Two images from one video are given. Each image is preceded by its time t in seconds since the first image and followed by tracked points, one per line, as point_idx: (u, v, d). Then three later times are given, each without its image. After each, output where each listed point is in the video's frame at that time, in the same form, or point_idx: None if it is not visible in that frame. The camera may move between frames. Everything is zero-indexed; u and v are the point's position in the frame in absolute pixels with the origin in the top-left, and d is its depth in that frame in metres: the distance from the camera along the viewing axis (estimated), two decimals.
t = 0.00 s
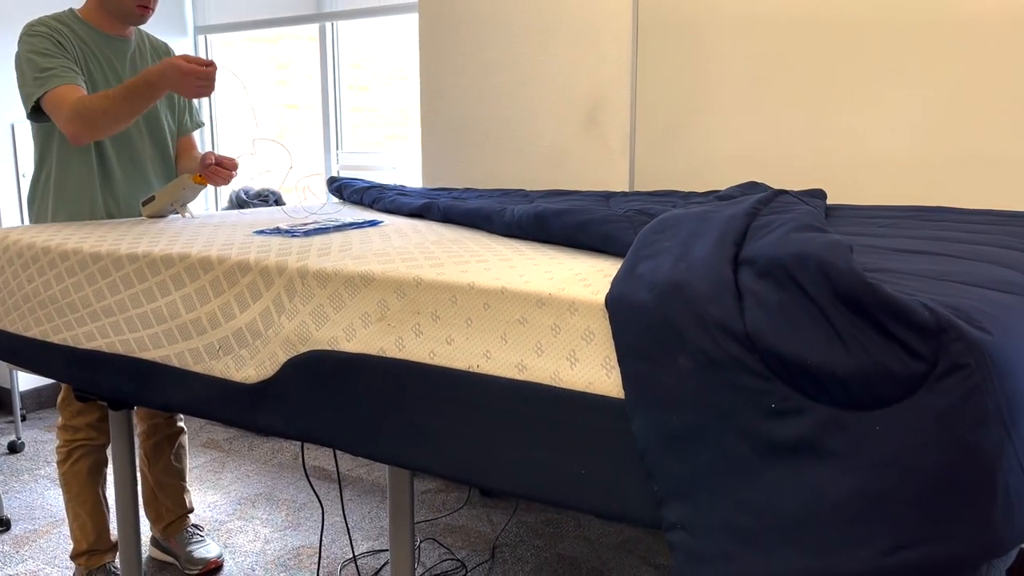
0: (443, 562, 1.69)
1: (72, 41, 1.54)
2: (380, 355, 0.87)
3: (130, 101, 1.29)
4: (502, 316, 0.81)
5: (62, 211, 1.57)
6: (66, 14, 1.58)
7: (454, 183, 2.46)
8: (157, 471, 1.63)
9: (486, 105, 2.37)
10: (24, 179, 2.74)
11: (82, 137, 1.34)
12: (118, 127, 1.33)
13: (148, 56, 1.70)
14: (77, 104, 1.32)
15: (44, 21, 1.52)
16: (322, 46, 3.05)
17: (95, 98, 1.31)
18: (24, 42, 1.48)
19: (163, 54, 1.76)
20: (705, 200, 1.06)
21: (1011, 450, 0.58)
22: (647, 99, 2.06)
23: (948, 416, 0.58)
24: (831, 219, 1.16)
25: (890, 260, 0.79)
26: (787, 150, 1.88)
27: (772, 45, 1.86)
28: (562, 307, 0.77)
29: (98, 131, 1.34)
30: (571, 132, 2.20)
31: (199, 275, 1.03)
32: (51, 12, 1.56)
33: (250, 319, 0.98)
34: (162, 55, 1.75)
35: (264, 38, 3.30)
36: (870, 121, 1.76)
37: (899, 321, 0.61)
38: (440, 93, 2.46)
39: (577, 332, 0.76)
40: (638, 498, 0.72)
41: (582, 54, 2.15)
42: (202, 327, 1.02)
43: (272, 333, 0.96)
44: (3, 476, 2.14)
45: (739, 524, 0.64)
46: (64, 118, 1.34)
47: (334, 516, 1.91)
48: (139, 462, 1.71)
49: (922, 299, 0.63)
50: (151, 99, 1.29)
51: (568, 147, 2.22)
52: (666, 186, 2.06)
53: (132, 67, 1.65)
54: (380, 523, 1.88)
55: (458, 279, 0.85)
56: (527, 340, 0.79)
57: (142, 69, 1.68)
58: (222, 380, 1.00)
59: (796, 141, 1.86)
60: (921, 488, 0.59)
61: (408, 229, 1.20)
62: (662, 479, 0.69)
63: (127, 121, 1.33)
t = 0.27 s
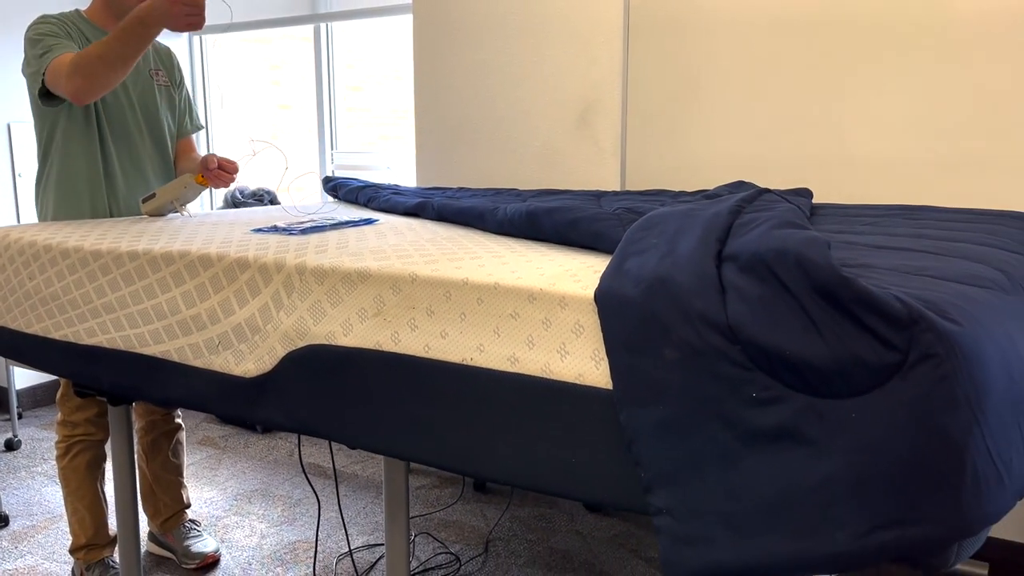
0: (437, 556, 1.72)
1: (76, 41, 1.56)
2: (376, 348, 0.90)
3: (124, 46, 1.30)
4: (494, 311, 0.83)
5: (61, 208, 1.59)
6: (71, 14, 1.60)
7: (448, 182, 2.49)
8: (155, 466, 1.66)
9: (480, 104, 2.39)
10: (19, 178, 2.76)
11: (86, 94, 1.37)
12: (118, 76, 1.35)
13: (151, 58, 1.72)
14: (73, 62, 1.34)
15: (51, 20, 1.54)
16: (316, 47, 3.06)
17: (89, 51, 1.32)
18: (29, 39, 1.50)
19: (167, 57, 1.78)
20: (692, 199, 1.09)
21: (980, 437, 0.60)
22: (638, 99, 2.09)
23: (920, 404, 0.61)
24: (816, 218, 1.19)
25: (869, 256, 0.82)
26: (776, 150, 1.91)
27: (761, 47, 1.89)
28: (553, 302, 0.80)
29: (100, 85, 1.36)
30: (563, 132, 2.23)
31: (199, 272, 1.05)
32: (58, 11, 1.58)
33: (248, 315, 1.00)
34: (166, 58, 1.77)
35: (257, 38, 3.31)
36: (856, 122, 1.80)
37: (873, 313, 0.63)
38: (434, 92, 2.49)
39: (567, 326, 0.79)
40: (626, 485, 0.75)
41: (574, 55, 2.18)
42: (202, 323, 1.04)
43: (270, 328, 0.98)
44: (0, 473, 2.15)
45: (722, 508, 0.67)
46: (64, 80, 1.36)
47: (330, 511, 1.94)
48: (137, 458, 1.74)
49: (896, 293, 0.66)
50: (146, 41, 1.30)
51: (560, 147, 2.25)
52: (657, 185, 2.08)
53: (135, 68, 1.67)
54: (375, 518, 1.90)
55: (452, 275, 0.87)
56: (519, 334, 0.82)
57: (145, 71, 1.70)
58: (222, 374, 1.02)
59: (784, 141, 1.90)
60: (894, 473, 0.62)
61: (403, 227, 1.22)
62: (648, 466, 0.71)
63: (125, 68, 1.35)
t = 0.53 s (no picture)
0: (431, 550, 1.75)
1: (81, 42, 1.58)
2: (372, 343, 0.92)
3: None
4: (487, 306, 0.86)
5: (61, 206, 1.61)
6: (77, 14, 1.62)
7: (442, 182, 2.52)
8: (153, 462, 1.68)
9: (473, 104, 2.42)
10: (16, 178, 2.77)
11: (87, 50, 1.40)
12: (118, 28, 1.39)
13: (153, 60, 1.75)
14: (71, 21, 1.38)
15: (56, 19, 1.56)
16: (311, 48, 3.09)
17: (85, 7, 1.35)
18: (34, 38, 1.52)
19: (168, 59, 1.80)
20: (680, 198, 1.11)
21: (950, 424, 0.63)
22: (629, 100, 2.12)
23: (893, 393, 0.64)
24: (802, 217, 1.22)
25: (849, 253, 0.84)
26: (765, 151, 1.94)
27: (751, 49, 1.93)
28: (543, 297, 0.82)
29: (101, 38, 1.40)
30: (556, 133, 2.26)
31: (198, 269, 1.08)
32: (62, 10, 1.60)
33: (247, 311, 1.03)
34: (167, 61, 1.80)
35: (252, 40, 3.34)
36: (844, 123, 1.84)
37: (849, 306, 0.66)
38: (427, 92, 2.51)
39: (557, 320, 0.82)
40: (614, 474, 0.77)
41: (567, 56, 2.21)
42: (201, 319, 1.07)
43: (268, 324, 1.00)
44: None
45: (705, 495, 0.70)
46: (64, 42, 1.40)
47: (325, 507, 1.96)
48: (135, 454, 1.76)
49: (872, 288, 0.69)
50: None
51: (552, 147, 2.28)
52: (648, 184, 2.11)
53: (137, 70, 1.70)
54: (370, 514, 1.93)
55: (447, 272, 0.90)
56: (511, 329, 0.84)
57: (147, 73, 1.72)
58: (220, 369, 1.05)
59: (773, 142, 1.93)
60: (869, 459, 0.65)
61: (398, 226, 1.25)
62: (635, 455, 0.74)
63: (120, 22, 1.38)
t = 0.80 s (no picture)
0: (426, 545, 1.77)
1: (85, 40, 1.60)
2: (368, 338, 0.94)
3: None
4: (480, 302, 0.88)
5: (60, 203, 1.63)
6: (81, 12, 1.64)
7: (437, 182, 2.54)
8: (150, 459, 1.69)
9: (467, 104, 2.44)
10: (13, 177, 2.79)
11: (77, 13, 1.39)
12: None
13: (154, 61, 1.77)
14: None
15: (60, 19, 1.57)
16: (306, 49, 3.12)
17: None
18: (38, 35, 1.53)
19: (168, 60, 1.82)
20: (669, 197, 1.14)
21: (924, 412, 0.65)
22: (621, 101, 2.14)
23: (870, 383, 0.66)
24: (788, 216, 1.25)
25: (831, 250, 0.87)
26: (755, 151, 1.97)
27: (742, 51, 1.96)
28: (535, 293, 0.85)
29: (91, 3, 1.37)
30: (549, 133, 2.29)
31: (197, 267, 1.10)
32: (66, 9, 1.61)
33: (246, 308, 1.05)
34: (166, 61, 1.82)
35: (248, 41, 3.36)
36: (832, 124, 1.87)
37: (829, 301, 0.69)
38: (422, 92, 2.54)
39: (549, 315, 0.84)
40: (604, 464, 0.80)
41: (560, 58, 2.24)
42: (200, 315, 1.09)
43: (266, 320, 1.03)
44: None
45: (691, 483, 0.72)
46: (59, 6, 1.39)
47: (321, 503, 1.99)
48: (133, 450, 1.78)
49: (851, 283, 0.72)
50: None
51: (546, 147, 2.31)
52: (640, 184, 2.14)
53: (138, 69, 1.72)
54: (366, 509, 1.95)
55: (441, 268, 0.92)
56: (504, 324, 0.87)
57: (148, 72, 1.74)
58: (219, 364, 1.07)
59: (763, 142, 1.96)
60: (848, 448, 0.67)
61: (393, 224, 1.27)
62: (624, 445, 0.76)
63: None
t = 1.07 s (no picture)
0: (421, 540, 1.79)
1: (81, 40, 1.61)
2: (367, 333, 0.97)
3: None
4: (476, 297, 0.91)
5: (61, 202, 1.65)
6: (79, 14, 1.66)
7: (432, 182, 2.57)
8: (149, 455, 1.71)
9: (462, 106, 2.47)
10: (11, 176, 2.80)
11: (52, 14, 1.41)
12: None
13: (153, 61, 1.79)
14: None
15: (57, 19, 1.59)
16: (303, 50, 3.14)
17: None
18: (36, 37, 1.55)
19: (167, 60, 1.84)
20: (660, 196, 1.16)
21: (902, 402, 0.68)
22: (615, 102, 2.17)
23: (851, 374, 0.69)
24: (777, 215, 1.28)
25: (816, 247, 0.90)
26: (747, 150, 2.00)
27: (734, 52, 1.99)
28: (529, 289, 0.87)
29: (63, 1, 1.40)
30: (543, 133, 2.32)
31: (198, 264, 1.12)
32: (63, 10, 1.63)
33: (246, 304, 1.07)
34: (165, 60, 1.83)
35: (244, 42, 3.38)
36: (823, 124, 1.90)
37: (811, 295, 0.71)
38: (417, 94, 2.56)
39: (542, 310, 0.87)
40: (596, 454, 0.82)
41: (554, 59, 2.27)
42: (201, 311, 1.11)
43: (267, 316, 1.05)
44: None
45: (679, 472, 0.75)
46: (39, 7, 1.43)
47: (319, 499, 2.01)
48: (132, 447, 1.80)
49: (833, 278, 0.74)
50: None
51: (540, 147, 2.33)
52: (633, 183, 2.17)
53: (136, 69, 1.74)
54: (362, 505, 1.97)
55: (438, 266, 0.95)
56: (499, 319, 0.89)
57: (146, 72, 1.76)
58: (220, 359, 1.09)
59: (755, 142, 1.99)
60: (829, 437, 0.70)
61: (390, 223, 1.30)
62: (614, 436, 0.79)
63: None
